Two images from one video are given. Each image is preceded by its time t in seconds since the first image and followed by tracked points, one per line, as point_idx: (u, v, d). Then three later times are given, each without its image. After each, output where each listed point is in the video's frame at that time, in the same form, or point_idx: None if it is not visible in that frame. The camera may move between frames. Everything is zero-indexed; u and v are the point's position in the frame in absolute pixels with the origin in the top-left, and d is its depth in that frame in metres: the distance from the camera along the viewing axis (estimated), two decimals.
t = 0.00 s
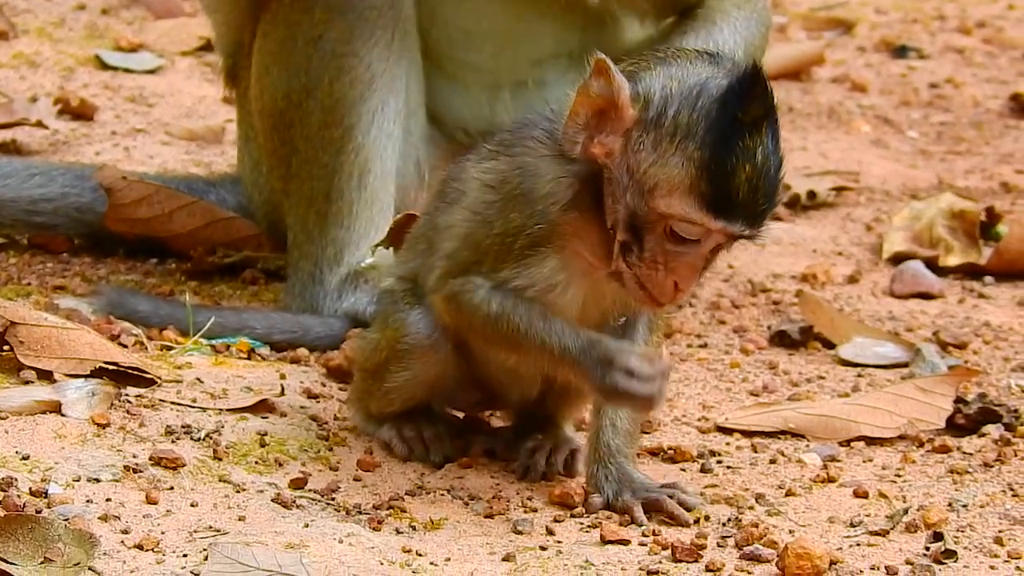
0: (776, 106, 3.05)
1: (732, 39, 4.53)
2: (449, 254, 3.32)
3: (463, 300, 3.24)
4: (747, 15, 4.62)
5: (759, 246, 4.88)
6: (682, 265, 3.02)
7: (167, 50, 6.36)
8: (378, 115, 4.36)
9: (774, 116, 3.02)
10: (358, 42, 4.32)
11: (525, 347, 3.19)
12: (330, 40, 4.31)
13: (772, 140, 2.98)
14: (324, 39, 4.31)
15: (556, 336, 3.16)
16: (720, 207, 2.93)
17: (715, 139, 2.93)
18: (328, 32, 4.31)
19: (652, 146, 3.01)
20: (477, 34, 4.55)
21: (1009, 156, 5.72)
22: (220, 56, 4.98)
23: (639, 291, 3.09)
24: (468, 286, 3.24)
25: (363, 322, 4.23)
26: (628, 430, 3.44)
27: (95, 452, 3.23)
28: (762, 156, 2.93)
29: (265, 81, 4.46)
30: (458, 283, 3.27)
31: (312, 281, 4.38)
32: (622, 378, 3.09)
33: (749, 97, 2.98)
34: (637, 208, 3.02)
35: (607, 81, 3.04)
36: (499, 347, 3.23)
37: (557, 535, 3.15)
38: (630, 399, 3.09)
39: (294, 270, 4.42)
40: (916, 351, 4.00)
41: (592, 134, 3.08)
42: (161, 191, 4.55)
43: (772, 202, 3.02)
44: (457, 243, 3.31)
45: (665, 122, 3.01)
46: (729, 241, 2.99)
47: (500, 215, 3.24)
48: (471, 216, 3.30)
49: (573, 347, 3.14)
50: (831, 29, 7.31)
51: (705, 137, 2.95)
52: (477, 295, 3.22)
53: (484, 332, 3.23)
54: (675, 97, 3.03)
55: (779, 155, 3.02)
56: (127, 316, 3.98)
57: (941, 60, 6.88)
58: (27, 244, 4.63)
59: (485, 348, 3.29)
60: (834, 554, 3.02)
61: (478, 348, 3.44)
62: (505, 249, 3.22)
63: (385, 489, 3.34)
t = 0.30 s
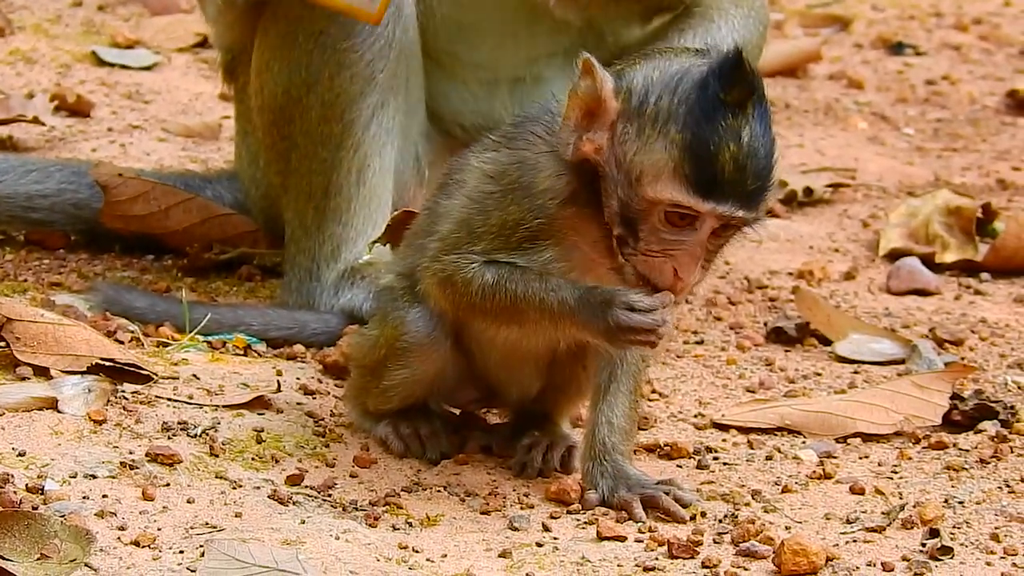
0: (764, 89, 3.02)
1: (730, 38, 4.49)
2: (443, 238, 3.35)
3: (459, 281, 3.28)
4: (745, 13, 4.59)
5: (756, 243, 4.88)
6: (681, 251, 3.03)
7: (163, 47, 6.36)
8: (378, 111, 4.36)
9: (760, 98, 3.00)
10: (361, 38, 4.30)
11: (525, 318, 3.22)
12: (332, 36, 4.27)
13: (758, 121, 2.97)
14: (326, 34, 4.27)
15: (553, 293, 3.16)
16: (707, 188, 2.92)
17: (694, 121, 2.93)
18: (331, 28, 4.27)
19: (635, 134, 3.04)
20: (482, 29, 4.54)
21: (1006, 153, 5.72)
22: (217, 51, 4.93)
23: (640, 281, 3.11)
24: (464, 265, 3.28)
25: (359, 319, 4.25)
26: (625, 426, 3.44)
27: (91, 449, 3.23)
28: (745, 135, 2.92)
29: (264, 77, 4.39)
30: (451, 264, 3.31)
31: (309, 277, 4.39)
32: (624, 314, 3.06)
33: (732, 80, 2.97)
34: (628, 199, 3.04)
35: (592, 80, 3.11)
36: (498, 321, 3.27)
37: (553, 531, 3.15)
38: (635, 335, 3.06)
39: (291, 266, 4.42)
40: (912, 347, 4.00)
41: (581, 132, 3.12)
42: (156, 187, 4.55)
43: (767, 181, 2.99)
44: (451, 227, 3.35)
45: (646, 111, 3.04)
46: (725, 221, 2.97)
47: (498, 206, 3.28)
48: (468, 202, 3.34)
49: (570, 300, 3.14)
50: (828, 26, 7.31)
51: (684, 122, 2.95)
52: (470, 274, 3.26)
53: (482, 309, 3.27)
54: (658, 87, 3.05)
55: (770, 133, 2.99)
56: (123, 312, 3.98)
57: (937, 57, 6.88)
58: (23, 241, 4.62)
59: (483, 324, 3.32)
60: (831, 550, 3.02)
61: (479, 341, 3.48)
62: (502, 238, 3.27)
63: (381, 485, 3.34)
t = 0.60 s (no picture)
0: (748, 77, 3.02)
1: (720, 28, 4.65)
2: (438, 242, 3.35)
3: (456, 282, 3.27)
4: (739, 8, 4.74)
5: (753, 239, 4.87)
6: (676, 243, 3.01)
7: (160, 44, 6.35)
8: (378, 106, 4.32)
9: (744, 85, 3.00)
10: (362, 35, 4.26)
11: (526, 313, 3.21)
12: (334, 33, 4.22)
13: (744, 109, 2.96)
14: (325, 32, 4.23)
15: (553, 285, 3.16)
16: (697, 178, 2.91)
17: (680, 112, 2.93)
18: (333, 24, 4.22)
19: (622, 129, 3.02)
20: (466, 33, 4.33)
21: (1002, 150, 5.72)
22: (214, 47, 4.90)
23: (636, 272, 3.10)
24: (461, 268, 3.27)
25: (356, 315, 4.25)
26: (621, 423, 3.44)
27: (88, 445, 3.23)
28: (733, 123, 2.91)
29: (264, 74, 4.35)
30: (448, 267, 3.30)
31: (305, 273, 4.39)
32: (613, 298, 3.05)
33: (716, 69, 2.97)
34: (618, 194, 3.03)
35: (574, 79, 3.08)
36: (499, 320, 3.26)
37: (551, 528, 3.15)
38: (624, 318, 3.04)
39: (289, 261, 4.42)
40: (909, 344, 4.00)
41: (568, 130, 3.11)
42: (154, 184, 4.54)
43: (757, 168, 2.98)
44: (445, 230, 3.35)
45: (631, 105, 3.02)
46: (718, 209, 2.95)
47: (490, 206, 3.28)
48: (461, 204, 3.34)
49: (569, 289, 3.14)
50: (824, 22, 7.31)
51: (669, 113, 2.95)
52: (468, 275, 3.26)
53: (483, 309, 3.26)
54: (641, 81, 3.05)
55: (756, 121, 2.99)
56: (120, 309, 3.97)
57: (934, 53, 6.88)
58: (19, 238, 4.60)
59: (482, 324, 3.31)
60: (828, 546, 3.02)
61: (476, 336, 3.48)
62: (496, 238, 3.27)
63: (378, 482, 3.34)
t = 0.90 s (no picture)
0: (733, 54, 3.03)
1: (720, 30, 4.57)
2: (439, 253, 3.36)
3: (465, 296, 3.28)
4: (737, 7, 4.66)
5: (750, 237, 4.87)
6: (678, 226, 3.02)
7: (157, 43, 6.35)
8: (372, 105, 4.35)
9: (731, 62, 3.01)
10: (355, 32, 4.30)
11: (539, 323, 3.20)
12: (326, 30, 4.28)
13: (733, 86, 2.97)
14: (319, 30, 4.29)
15: (563, 296, 3.14)
16: (695, 158, 2.92)
17: (671, 97, 2.94)
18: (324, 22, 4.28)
19: (614, 119, 3.03)
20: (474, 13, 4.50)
21: (1000, 147, 5.72)
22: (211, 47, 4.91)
23: (642, 259, 3.10)
24: (467, 281, 3.27)
25: (352, 314, 4.25)
26: (618, 422, 3.44)
27: (86, 445, 3.23)
28: (724, 101, 2.92)
29: (258, 73, 4.42)
30: (453, 282, 3.30)
31: (302, 272, 4.39)
32: (630, 304, 3.05)
33: (701, 50, 2.98)
34: (617, 184, 3.03)
35: (557, 75, 3.08)
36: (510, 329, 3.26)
37: (549, 526, 3.15)
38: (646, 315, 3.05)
39: (285, 260, 4.43)
40: (907, 341, 4.00)
41: (556, 126, 3.10)
42: (151, 183, 4.54)
43: (754, 139, 2.99)
44: (445, 242, 3.35)
45: (621, 95, 3.03)
46: (720, 183, 2.96)
47: (487, 212, 3.28)
48: (460, 212, 3.35)
49: (580, 300, 3.12)
50: (822, 20, 7.30)
51: (660, 100, 2.95)
52: (475, 289, 3.26)
53: (493, 321, 3.26)
54: (628, 70, 3.05)
55: (747, 95, 3.00)
56: (117, 308, 3.97)
57: (931, 51, 6.88)
58: (16, 237, 4.62)
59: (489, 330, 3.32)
60: (826, 544, 3.02)
61: (473, 341, 3.46)
62: (495, 244, 3.26)
63: (376, 481, 3.34)
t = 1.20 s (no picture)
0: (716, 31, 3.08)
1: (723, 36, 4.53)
2: (440, 257, 3.35)
3: (470, 298, 3.27)
4: (739, 11, 4.60)
5: (748, 238, 4.87)
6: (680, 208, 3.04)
7: (155, 44, 6.35)
8: (371, 109, 4.33)
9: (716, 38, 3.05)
10: (353, 35, 4.31)
11: (547, 319, 3.20)
12: (324, 33, 4.30)
13: (720, 61, 3.01)
14: (317, 32, 4.30)
15: (571, 291, 3.15)
16: (689, 136, 2.96)
17: (661, 79, 2.98)
18: (322, 25, 4.30)
19: (606, 107, 3.06)
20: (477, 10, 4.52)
21: (998, 147, 5.73)
22: (211, 49, 4.91)
23: (645, 243, 3.10)
24: (471, 283, 3.27)
25: (351, 315, 4.25)
26: (617, 422, 3.44)
27: (85, 447, 3.23)
28: (713, 77, 2.97)
29: (258, 74, 4.45)
30: (456, 284, 3.30)
31: (301, 274, 4.39)
32: (644, 294, 3.04)
33: (686, 31, 3.02)
34: (614, 171, 3.06)
35: (546, 70, 3.11)
36: (517, 329, 3.26)
37: (548, 527, 3.15)
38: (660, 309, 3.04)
39: (284, 262, 4.43)
40: (905, 342, 4.01)
41: (548, 119, 3.13)
42: (150, 185, 4.54)
43: (746, 113, 3.04)
44: (445, 245, 3.35)
45: (611, 83, 3.06)
46: (717, 158, 2.99)
47: (488, 213, 3.28)
48: (460, 215, 3.34)
49: (587, 294, 3.13)
50: (820, 19, 7.30)
51: (649, 83, 3.00)
52: (479, 290, 3.25)
53: (500, 321, 3.26)
54: (614, 56, 3.08)
55: (735, 71, 3.04)
56: (116, 310, 3.97)
57: (929, 51, 6.88)
58: (15, 238, 4.64)
59: (495, 331, 3.33)
60: (825, 545, 3.02)
61: (474, 343, 3.46)
62: (497, 244, 3.26)
63: (375, 482, 3.34)
